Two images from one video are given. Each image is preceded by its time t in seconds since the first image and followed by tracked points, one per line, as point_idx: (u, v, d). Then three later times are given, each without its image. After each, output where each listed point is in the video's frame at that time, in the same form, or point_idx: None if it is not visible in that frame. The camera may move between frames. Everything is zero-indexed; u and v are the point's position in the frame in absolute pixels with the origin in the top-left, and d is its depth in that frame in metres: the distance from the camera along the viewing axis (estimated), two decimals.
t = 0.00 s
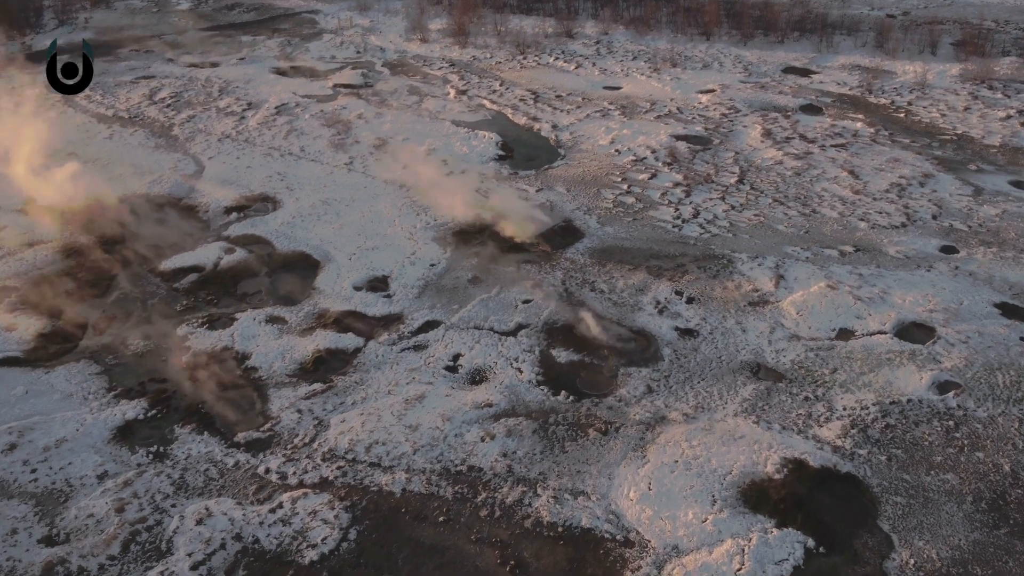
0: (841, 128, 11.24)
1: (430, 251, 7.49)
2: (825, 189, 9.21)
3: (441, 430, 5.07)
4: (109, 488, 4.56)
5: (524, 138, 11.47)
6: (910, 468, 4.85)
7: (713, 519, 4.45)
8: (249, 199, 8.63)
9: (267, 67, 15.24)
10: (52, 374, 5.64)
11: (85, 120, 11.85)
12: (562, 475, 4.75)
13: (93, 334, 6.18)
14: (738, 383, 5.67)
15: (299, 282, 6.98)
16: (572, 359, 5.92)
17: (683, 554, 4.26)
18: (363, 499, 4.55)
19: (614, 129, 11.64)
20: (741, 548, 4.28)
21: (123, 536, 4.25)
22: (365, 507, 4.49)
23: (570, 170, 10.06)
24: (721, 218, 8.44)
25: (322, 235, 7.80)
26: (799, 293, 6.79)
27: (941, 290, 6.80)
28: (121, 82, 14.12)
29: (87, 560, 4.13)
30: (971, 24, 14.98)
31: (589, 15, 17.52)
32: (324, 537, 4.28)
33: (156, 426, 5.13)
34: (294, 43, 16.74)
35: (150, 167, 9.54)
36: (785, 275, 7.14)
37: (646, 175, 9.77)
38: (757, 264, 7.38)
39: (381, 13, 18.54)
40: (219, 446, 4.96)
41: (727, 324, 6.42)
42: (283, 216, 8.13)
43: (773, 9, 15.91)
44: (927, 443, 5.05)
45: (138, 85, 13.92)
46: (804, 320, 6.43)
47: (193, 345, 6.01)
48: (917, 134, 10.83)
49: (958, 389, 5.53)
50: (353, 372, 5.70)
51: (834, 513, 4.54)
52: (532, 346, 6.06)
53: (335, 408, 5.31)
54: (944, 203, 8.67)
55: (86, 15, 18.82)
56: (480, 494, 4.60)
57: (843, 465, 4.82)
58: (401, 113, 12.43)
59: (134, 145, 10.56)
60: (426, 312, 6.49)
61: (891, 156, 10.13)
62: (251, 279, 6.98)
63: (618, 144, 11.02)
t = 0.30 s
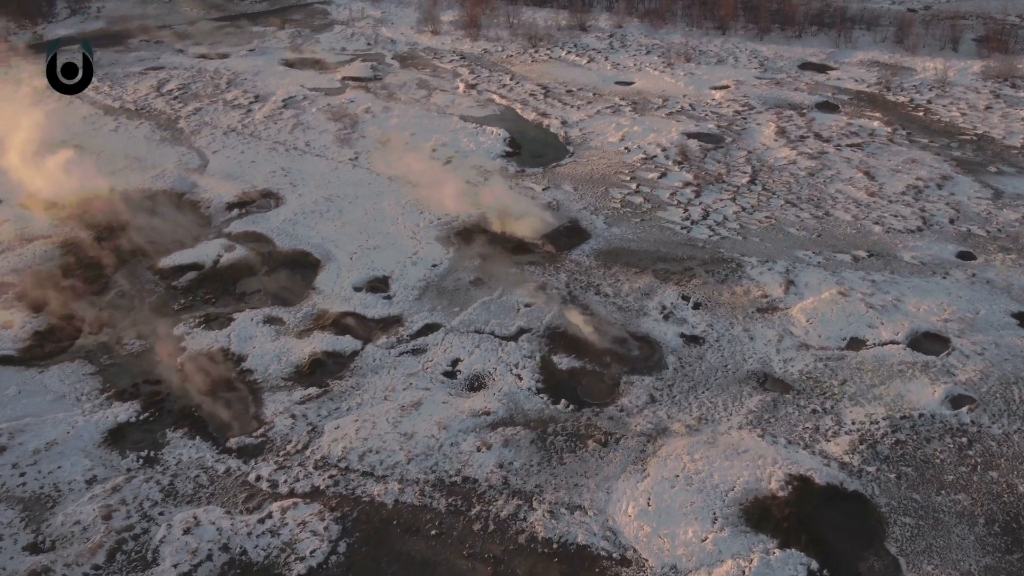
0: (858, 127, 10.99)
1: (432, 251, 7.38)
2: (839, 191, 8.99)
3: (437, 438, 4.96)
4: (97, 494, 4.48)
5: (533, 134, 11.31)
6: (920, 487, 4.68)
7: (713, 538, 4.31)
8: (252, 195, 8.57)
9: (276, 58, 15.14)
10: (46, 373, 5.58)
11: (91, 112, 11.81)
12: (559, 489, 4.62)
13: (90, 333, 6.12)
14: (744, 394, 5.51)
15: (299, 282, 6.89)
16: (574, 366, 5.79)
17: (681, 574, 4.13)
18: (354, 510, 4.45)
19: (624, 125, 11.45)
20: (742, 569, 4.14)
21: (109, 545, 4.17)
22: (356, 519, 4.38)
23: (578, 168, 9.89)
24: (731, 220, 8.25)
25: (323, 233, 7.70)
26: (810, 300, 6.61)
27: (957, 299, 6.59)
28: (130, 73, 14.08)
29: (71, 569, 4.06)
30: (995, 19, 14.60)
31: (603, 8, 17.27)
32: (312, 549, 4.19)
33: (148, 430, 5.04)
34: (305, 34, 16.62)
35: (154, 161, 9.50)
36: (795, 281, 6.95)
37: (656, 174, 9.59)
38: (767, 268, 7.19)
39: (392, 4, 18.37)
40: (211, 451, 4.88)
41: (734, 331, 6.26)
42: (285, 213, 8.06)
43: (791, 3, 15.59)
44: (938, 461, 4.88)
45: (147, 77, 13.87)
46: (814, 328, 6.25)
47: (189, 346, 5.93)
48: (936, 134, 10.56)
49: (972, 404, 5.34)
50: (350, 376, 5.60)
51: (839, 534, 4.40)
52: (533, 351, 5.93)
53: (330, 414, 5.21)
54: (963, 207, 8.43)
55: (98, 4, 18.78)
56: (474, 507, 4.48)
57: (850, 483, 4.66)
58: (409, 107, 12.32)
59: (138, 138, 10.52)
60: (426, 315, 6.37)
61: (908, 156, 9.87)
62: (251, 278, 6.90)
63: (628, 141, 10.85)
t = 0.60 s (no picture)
0: (877, 125, 10.71)
1: (436, 250, 7.28)
2: (856, 192, 8.76)
3: (433, 446, 4.84)
4: (86, 499, 4.42)
5: (543, 130, 11.14)
6: (932, 508, 4.51)
7: (714, 557, 4.17)
8: (256, 189, 8.53)
9: (288, 49, 15.03)
10: (42, 372, 5.54)
11: (100, 103, 11.81)
12: (556, 502, 4.49)
13: (87, 330, 6.07)
14: (751, 405, 5.34)
15: (300, 281, 6.82)
16: (576, 372, 5.64)
17: None
18: (346, 520, 4.34)
19: (636, 121, 11.25)
20: None
21: (95, 552, 4.10)
22: (347, 530, 4.28)
23: (588, 165, 9.72)
24: (743, 221, 8.05)
25: (327, 232, 7.61)
26: (822, 306, 6.41)
27: (976, 307, 6.37)
28: (140, 63, 14.04)
29: None
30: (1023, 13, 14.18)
31: None
32: (301, 561, 4.09)
33: (141, 432, 4.97)
34: (318, 24, 16.49)
35: (160, 155, 9.54)
36: (807, 286, 6.75)
37: (667, 172, 9.39)
38: (779, 273, 6.99)
39: None
40: (203, 456, 4.79)
41: (743, 338, 6.09)
42: (288, 209, 8.02)
43: None
44: (952, 480, 4.69)
45: (158, 66, 13.82)
46: (825, 336, 6.07)
47: (186, 346, 5.86)
48: (958, 133, 10.27)
49: (989, 420, 5.14)
50: (347, 379, 5.50)
51: (845, 555, 4.24)
52: (535, 356, 5.79)
53: (325, 418, 5.11)
54: (983, 211, 8.17)
55: None
56: (469, 520, 4.36)
57: (858, 502, 4.50)
58: (419, 101, 12.19)
59: (145, 130, 10.55)
60: (427, 317, 6.26)
61: (929, 157, 9.60)
62: (251, 275, 6.84)
63: (640, 138, 10.65)
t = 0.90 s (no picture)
0: (896, 124, 10.44)
1: (439, 249, 7.17)
2: (872, 193, 8.52)
3: (428, 454, 4.73)
4: (74, 503, 4.35)
5: (554, 125, 10.98)
6: (942, 529, 4.34)
7: None
8: (259, 183, 8.47)
9: (299, 39, 14.90)
10: (37, 371, 5.49)
11: (108, 92, 11.79)
12: (552, 515, 4.37)
13: (84, 327, 6.03)
14: (757, 416, 5.18)
15: (300, 279, 6.74)
16: (578, 379, 5.50)
17: None
18: (336, 530, 4.25)
19: (648, 117, 11.05)
20: None
21: (81, 559, 4.03)
22: (337, 541, 4.19)
23: (598, 162, 9.55)
24: (755, 222, 7.85)
25: (329, 228, 7.52)
26: (833, 313, 6.22)
27: (995, 316, 6.15)
28: (151, 52, 13.98)
29: None
30: None
31: None
32: (289, 573, 4.00)
33: (133, 434, 4.90)
34: (330, 13, 16.34)
35: (165, 147, 9.53)
36: (819, 291, 6.57)
37: (679, 170, 9.20)
38: (790, 277, 6.80)
39: None
40: (194, 460, 4.71)
41: (750, 345, 5.92)
42: (291, 203, 7.97)
43: None
44: (964, 500, 4.52)
45: (167, 56, 13.76)
46: (836, 345, 5.88)
47: (182, 344, 5.79)
48: (980, 132, 9.97)
49: (1005, 437, 4.95)
50: (343, 383, 5.40)
51: None
52: (536, 361, 5.66)
53: (319, 423, 5.01)
54: (1005, 214, 7.92)
55: None
56: (462, 532, 4.25)
57: (866, 522, 4.34)
58: (428, 93, 12.05)
59: (152, 121, 10.56)
60: (428, 318, 6.15)
61: (949, 157, 9.33)
62: (251, 273, 6.77)
63: (651, 134, 10.46)
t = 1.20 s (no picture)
0: (918, 122, 10.13)
1: (442, 248, 7.06)
2: (891, 195, 8.25)
3: (421, 464, 4.61)
4: (59, 508, 4.28)
5: (565, 119, 10.79)
6: (952, 557, 4.17)
7: None
8: (263, 175, 8.41)
9: (311, 26, 14.74)
10: (31, 368, 5.44)
11: (117, 80, 11.73)
12: (546, 532, 4.24)
13: (80, 323, 5.97)
14: (763, 431, 5.00)
15: (301, 276, 6.66)
16: (578, 387, 5.35)
17: None
18: (324, 543, 4.14)
19: (662, 111, 10.81)
20: None
21: (63, 567, 3.96)
22: (324, 554, 4.08)
23: (609, 158, 9.36)
24: (768, 225, 7.63)
25: (332, 225, 7.43)
26: (846, 323, 6.02)
27: (1015, 329, 5.92)
28: (162, 39, 13.89)
29: None
30: None
31: None
32: None
33: (123, 436, 4.83)
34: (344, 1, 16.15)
35: (171, 137, 9.50)
36: (832, 299, 6.35)
37: (691, 168, 8.99)
38: (802, 283, 6.59)
39: None
40: (183, 464, 4.62)
41: (759, 355, 5.73)
42: (295, 198, 7.93)
43: None
44: (977, 526, 4.33)
45: (179, 43, 13.66)
46: (848, 356, 5.67)
47: (177, 343, 5.71)
48: (1006, 133, 9.65)
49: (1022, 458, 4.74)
50: (338, 387, 5.30)
51: None
52: (537, 368, 5.51)
53: (312, 428, 4.91)
54: None
55: None
56: (452, 548, 4.13)
57: (872, 547, 4.17)
58: (439, 84, 11.88)
59: (159, 112, 10.52)
60: (427, 320, 6.03)
61: (972, 158, 9.03)
62: (251, 270, 6.71)
63: (665, 130, 10.24)
